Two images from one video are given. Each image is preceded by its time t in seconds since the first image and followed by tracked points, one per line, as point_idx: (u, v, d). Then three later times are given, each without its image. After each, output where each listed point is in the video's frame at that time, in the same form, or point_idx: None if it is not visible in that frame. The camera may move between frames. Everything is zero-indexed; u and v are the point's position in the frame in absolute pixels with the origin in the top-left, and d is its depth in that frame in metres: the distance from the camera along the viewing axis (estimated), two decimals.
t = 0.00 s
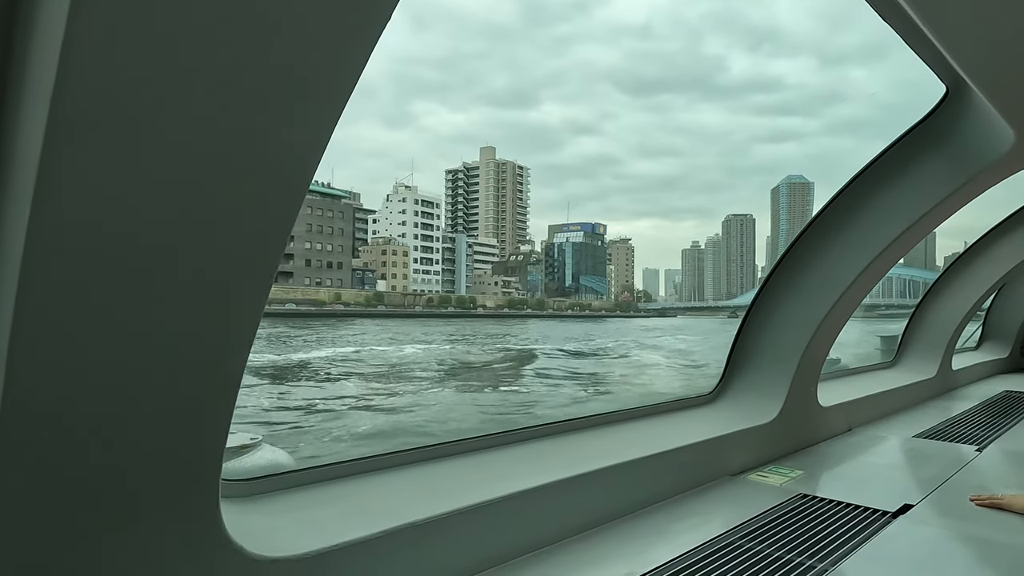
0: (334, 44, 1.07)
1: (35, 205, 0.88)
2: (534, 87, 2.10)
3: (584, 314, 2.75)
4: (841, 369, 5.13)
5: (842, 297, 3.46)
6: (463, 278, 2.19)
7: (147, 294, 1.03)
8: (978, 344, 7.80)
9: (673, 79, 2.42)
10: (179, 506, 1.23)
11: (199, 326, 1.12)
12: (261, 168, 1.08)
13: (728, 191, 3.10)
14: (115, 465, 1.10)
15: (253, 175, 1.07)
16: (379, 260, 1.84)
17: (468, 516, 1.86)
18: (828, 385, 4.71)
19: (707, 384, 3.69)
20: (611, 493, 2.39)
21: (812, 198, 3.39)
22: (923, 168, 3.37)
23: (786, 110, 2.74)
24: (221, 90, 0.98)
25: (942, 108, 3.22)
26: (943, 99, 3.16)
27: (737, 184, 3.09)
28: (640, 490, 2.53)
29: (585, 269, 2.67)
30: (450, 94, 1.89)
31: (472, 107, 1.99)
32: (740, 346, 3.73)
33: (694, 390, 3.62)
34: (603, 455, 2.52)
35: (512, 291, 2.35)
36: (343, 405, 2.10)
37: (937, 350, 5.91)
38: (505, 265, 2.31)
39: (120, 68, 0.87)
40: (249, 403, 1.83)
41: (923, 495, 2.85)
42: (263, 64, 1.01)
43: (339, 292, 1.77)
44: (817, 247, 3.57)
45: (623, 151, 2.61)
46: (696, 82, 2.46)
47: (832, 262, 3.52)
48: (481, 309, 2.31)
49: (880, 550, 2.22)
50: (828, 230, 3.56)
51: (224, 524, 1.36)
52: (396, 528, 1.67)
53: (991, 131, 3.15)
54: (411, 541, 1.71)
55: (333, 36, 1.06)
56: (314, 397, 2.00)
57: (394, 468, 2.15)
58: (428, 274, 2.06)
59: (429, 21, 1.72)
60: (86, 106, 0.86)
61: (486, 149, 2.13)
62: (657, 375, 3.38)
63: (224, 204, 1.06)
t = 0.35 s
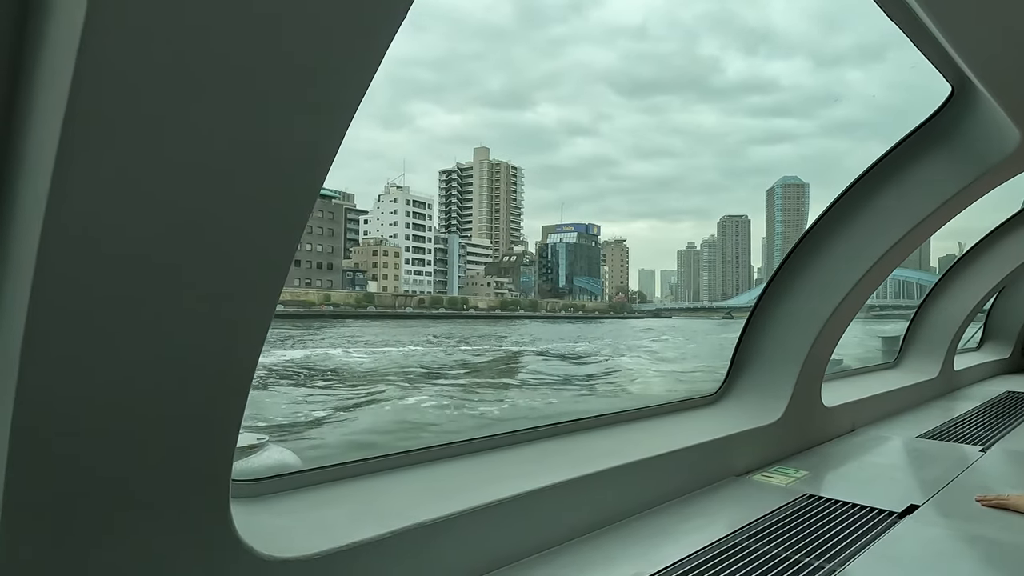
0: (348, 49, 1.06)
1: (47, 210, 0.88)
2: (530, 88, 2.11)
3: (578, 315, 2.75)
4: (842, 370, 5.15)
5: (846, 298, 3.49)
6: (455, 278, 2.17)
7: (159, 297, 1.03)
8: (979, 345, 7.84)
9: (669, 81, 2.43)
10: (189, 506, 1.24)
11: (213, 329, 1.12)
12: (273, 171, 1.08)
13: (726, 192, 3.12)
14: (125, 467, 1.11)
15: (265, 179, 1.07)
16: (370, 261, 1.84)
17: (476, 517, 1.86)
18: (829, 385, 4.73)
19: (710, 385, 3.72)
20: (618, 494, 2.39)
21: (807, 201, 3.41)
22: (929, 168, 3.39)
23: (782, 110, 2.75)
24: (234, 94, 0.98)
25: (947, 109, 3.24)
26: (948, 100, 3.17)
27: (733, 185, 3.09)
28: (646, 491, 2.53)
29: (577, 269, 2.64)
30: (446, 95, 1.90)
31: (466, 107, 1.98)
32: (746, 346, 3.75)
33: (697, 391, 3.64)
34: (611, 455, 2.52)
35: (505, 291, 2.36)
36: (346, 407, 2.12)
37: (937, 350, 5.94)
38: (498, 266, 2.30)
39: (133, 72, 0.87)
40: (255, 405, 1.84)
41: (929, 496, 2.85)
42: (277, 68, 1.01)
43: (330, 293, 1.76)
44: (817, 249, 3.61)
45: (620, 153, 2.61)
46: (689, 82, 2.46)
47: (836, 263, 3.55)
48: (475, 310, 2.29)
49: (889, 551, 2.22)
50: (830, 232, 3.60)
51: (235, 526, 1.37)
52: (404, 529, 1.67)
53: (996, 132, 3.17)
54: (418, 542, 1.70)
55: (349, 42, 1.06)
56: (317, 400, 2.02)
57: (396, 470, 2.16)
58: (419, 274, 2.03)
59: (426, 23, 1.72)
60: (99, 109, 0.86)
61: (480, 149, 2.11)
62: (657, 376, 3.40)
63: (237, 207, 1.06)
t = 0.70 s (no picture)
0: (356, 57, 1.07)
1: (61, 213, 0.91)
2: (527, 89, 2.11)
3: (571, 316, 2.74)
4: (841, 371, 5.18)
5: (847, 300, 3.52)
6: (447, 279, 2.14)
7: (169, 300, 1.05)
8: (979, 346, 7.87)
9: (665, 83, 2.44)
10: (197, 506, 1.25)
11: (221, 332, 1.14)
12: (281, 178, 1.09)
13: (720, 195, 3.13)
14: (133, 466, 1.13)
15: (273, 185, 1.09)
16: (360, 263, 1.81)
17: (479, 520, 1.85)
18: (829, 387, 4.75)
19: (711, 386, 3.74)
20: (621, 496, 2.39)
21: (802, 201, 3.43)
22: (930, 169, 3.41)
23: (778, 112, 2.76)
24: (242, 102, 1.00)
25: (947, 111, 3.26)
26: (949, 103, 3.20)
27: (728, 186, 3.10)
28: (648, 492, 2.53)
29: (571, 271, 2.64)
30: (442, 97, 1.90)
31: (460, 109, 1.97)
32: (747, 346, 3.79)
33: (699, 393, 3.67)
34: (614, 457, 2.52)
35: (498, 292, 2.33)
36: (345, 409, 2.14)
37: (937, 351, 5.97)
38: (491, 267, 2.28)
39: (143, 80, 0.89)
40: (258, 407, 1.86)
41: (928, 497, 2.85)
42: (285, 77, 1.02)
43: (319, 295, 1.76)
44: (816, 251, 3.64)
45: (616, 154, 2.62)
46: (684, 83, 2.47)
47: (837, 265, 3.58)
48: (466, 311, 2.25)
49: (890, 552, 2.22)
50: (830, 234, 3.63)
51: (240, 527, 1.37)
52: (408, 531, 1.67)
53: (998, 133, 3.17)
54: (421, 544, 1.70)
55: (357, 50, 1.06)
56: (317, 401, 2.04)
57: (392, 471, 2.19)
58: (411, 275, 1.99)
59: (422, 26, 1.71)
60: (112, 116, 0.89)
61: (473, 150, 2.11)
62: (655, 379, 3.41)
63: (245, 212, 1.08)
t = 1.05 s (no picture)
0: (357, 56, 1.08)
1: (63, 214, 0.91)
2: (521, 90, 2.11)
3: (562, 317, 2.75)
4: (838, 371, 5.21)
5: (845, 301, 3.53)
6: (438, 280, 2.13)
7: (171, 299, 1.05)
8: (975, 347, 7.91)
9: (660, 84, 2.45)
10: (198, 508, 1.25)
11: (222, 332, 1.13)
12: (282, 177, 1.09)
13: (716, 196, 3.14)
14: (133, 468, 1.12)
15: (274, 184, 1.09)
16: (349, 263, 1.79)
17: (479, 522, 1.85)
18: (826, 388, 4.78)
19: (710, 386, 3.75)
20: (620, 497, 2.39)
21: (795, 202, 3.44)
22: (926, 171, 3.43)
23: (773, 113, 2.77)
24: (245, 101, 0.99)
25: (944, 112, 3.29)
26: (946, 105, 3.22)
27: (722, 187, 3.11)
28: (647, 493, 2.53)
29: (564, 272, 2.65)
30: (437, 98, 1.90)
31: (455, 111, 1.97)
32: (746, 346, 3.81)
33: (699, 394, 3.69)
34: (614, 458, 2.52)
35: (489, 293, 2.33)
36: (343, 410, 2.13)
37: (934, 352, 6.01)
38: (483, 268, 2.27)
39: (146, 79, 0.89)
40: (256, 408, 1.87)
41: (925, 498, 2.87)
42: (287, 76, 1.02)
43: (307, 295, 1.74)
44: (814, 252, 3.67)
45: (611, 156, 2.62)
46: (678, 84, 2.48)
47: (836, 266, 3.60)
48: (456, 313, 2.25)
49: (887, 553, 2.23)
50: (829, 235, 3.65)
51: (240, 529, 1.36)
52: (408, 534, 1.66)
53: (995, 134, 3.19)
54: (421, 546, 1.70)
55: (360, 48, 1.07)
56: (317, 402, 2.04)
57: (396, 473, 2.18)
58: (402, 275, 1.99)
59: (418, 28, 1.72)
60: (114, 116, 0.89)
61: (465, 151, 2.10)
62: (654, 380, 3.41)
63: (247, 212, 1.07)
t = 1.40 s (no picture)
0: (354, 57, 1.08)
1: (58, 217, 0.91)
2: (516, 90, 2.11)
3: (553, 318, 2.73)
4: (834, 372, 5.24)
5: (841, 302, 3.54)
6: (429, 280, 2.11)
7: (167, 301, 1.05)
8: (971, 346, 7.95)
9: (654, 85, 2.45)
10: (194, 511, 1.24)
11: (218, 333, 1.13)
12: (279, 178, 1.09)
13: (709, 197, 3.16)
14: (129, 471, 1.11)
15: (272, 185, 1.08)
16: (338, 263, 1.76)
17: (476, 523, 1.84)
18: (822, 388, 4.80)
19: (706, 387, 3.76)
20: (617, 498, 2.39)
21: (789, 202, 3.43)
22: (920, 172, 3.45)
23: (766, 114, 2.78)
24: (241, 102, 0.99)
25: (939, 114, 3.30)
26: (941, 107, 3.24)
27: (716, 188, 3.12)
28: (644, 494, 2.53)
29: (557, 272, 2.64)
30: (431, 98, 1.90)
31: (449, 111, 1.97)
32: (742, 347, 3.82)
33: (696, 394, 3.70)
34: (610, 459, 2.52)
35: (481, 294, 2.31)
36: (339, 412, 2.12)
37: (930, 352, 6.04)
38: (474, 268, 2.26)
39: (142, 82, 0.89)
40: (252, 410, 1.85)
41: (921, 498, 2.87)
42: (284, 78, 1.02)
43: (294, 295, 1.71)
44: (811, 254, 3.69)
45: (606, 156, 2.63)
46: (673, 85, 2.48)
47: (832, 267, 3.62)
48: (446, 314, 2.23)
49: (882, 553, 2.23)
50: (825, 237, 3.67)
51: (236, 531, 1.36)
52: (404, 535, 1.66)
53: (989, 136, 3.21)
54: (418, 548, 1.69)
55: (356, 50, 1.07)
56: (314, 404, 2.03)
57: (394, 475, 2.18)
58: (392, 274, 1.97)
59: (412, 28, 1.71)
60: (109, 118, 0.88)
61: (456, 151, 2.09)
62: (649, 381, 3.42)
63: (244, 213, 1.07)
